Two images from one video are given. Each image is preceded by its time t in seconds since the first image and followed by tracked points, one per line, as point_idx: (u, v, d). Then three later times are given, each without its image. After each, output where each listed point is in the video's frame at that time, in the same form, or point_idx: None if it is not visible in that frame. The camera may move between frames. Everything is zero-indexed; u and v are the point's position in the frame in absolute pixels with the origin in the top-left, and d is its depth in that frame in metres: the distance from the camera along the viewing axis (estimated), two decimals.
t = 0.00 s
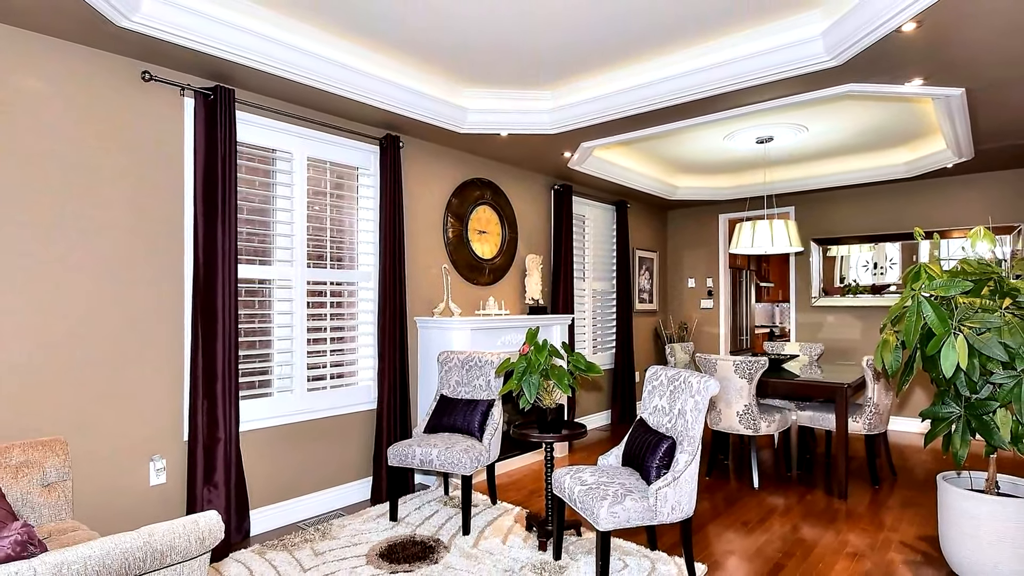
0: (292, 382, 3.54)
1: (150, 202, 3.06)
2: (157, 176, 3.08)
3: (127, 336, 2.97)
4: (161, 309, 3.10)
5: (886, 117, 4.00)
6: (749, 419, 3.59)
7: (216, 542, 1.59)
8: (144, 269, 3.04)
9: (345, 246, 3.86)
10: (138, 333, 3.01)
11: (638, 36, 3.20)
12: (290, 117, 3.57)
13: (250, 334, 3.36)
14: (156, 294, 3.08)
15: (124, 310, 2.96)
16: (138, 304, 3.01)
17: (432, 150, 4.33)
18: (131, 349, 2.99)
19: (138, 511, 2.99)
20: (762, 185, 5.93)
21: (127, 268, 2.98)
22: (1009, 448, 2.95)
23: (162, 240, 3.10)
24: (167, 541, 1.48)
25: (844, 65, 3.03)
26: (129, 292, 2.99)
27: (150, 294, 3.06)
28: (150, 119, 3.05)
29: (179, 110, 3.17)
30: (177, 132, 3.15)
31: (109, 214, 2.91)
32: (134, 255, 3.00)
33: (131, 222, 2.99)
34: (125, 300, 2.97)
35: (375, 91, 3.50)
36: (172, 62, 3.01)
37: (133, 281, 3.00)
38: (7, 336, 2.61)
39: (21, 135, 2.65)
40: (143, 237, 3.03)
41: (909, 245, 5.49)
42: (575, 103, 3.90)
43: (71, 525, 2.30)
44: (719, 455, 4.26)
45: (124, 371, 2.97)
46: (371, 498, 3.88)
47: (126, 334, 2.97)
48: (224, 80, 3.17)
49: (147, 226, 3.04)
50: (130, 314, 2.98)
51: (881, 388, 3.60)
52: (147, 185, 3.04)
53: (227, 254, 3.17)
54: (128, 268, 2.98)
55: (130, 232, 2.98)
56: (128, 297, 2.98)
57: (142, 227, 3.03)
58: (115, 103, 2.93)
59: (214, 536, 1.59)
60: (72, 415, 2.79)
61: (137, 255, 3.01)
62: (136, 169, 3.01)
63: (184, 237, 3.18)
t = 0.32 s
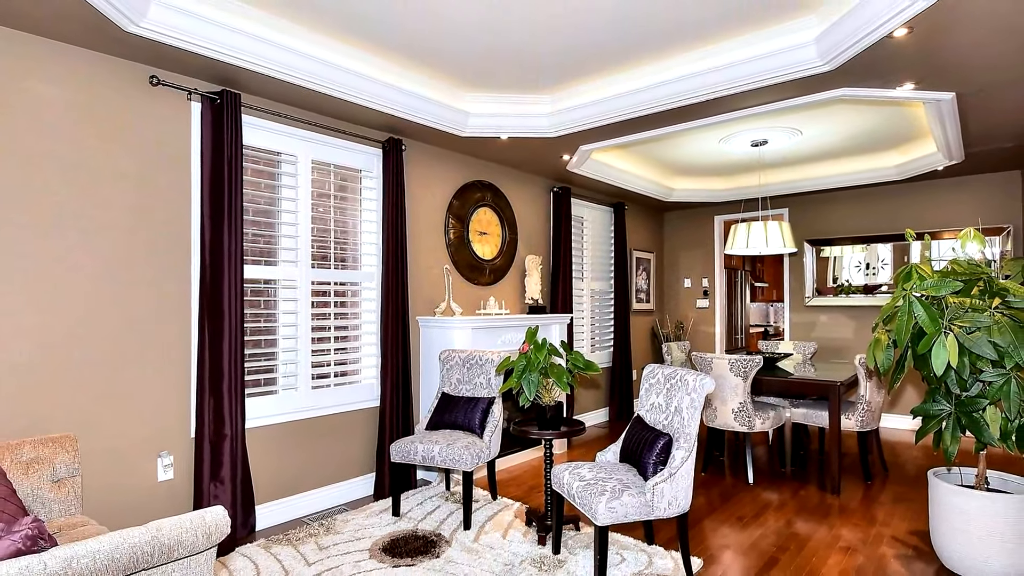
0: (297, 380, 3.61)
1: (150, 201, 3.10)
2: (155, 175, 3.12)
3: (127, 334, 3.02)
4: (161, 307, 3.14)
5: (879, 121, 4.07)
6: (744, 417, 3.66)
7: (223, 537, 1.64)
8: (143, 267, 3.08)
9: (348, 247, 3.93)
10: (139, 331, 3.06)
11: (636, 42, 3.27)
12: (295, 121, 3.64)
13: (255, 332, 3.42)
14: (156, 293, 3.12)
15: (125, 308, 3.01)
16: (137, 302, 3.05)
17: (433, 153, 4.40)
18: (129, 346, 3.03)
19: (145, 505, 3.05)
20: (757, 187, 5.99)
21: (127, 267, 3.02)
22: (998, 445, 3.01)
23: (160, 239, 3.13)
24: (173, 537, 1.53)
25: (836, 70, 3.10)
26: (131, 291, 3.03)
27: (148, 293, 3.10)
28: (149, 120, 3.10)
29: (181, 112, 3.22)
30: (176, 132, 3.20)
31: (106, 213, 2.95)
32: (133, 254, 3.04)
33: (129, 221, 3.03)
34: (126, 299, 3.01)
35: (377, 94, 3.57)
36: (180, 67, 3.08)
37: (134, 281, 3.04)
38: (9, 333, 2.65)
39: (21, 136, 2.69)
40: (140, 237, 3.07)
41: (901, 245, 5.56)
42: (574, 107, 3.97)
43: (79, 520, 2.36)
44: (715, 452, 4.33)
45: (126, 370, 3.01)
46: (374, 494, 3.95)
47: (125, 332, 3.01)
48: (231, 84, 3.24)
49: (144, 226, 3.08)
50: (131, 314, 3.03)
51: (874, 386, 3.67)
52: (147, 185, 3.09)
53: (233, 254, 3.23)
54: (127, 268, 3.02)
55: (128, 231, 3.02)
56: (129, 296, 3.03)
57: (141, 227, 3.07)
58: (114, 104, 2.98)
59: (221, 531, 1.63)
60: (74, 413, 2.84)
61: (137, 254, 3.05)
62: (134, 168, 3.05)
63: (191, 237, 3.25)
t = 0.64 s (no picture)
0: (301, 378, 3.68)
1: (151, 200, 3.13)
2: (154, 173, 3.14)
3: (127, 332, 3.04)
4: (161, 306, 3.17)
5: (873, 124, 4.13)
6: (739, 414, 3.73)
7: (229, 532, 1.70)
8: (143, 266, 3.11)
9: (352, 247, 4.00)
10: (140, 330, 3.09)
11: (634, 47, 3.33)
12: (299, 124, 3.71)
13: (261, 332, 3.49)
14: (156, 292, 3.15)
15: (124, 306, 3.03)
16: (137, 301, 3.08)
17: (433, 155, 4.46)
18: (130, 345, 3.05)
19: (151, 501, 3.11)
20: (752, 190, 6.06)
21: (128, 266, 3.05)
22: (989, 442, 3.07)
23: (159, 239, 3.16)
24: (181, 531, 1.59)
25: (830, 75, 3.16)
26: (132, 290, 3.06)
27: (148, 292, 3.12)
28: (149, 120, 3.13)
29: (183, 113, 3.26)
30: (176, 132, 3.23)
31: (105, 213, 2.97)
32: (134, 254, 3.07)
33: (127, 220, 3.05)
34: (127, 299, 3.04)
35: (379, 99, 3.64)
36: (187, 72, 3.15)
37: (136, 280, 3.07)
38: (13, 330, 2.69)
39: (22, 136, 2.72)
40: (140, 237, 3.09)
41: (894, 246, 5.63)
42: (573, 111, 4.04)
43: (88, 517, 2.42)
44: (711, 449, 4.40)
45: (126, 369, 3.04)
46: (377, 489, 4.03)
47: (125, 331, 3.03)
48: (236, 89, 3.31)
49: (142, 225, 3.10)
50: (131, 313, 3.06)
51: (867, 384, 3.74)
52: (147, 184, 3.11)
53: (239, 254, 3.30)
54: (128, 267, 3.05)
55: (126, 231, 3.05)
56: (130, 295, 3.06)
57: (140, 227, 3.09)
58: (114, 104, 3.00)
59: (227, 527, 1.70)
60: (77, 411, 2.87)
61: (138, 253, 3.09)
62: (134, 168, 3.08)
63: (197, 238, 3.31)
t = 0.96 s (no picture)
0: (304, 377, 3.74)
1: (151, 201, 3.16)
2: (154, 174, 3.17)
3: (127, 332, 3.07)
4: (161, 305, 3.20)
5: (867, 127, 4.20)
6: (735, 412, 3.79)
7: (233, 528, 1.74)
8: (142, 266, 3.13)
9: (354, 248, 4.06)
10: (142, 330, 3.13)
11: (633, 51, 3.39)
12: (303, 128, 3.78)
13: (265, 331, 3.55)
14: (156, 292, 3.18)
15: (124, 306, 3.06)
16: (137, 301, 3.11)
17: (434, 157, 4.51)
18: (130, 345, 3.08)
19: (157, 497, 3.16)
20: (748, 192, 6.12)
21: (129, 266, 3.08)
22: (980, 439, 3.12)
23: (159, 239, 3.19)
24: (186, 527, 1.63)
25: (824, 79, 3.22)
26: (133, 290, 3.09)
27: (148, 292, 3.15)
28: (149, 120, 3.16)
29: (184, 115, 3.30)
30: (175, 132, 3.26)
31: (106, 213, 3.00)
32: (135, 253, 3.10)
33: (127, 220, 3.07)
34: (127, 298, 3.07)
35: (382, 103, 3.71)
36: (193, 77, 3.22)
37: (136, 280, 3.10)
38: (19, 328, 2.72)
39: (22, 137, 2.73)
40: (140, 237, 3.12)
41: (888, 247, 5.70)
42: (571, 114, 4.11)
43: (96, 512, 2.47)
44: (707, 447, 4.47)
45: (126, 369, 3.07)
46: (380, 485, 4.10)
47: (125, 330, 3.06)
48: (241, 92, 3.37)
49: (142, 225, 3.13)
50: (132, 312, 3.09)
51: (860, 382, 3.80)
52: (146, 184, 3.14)
53: (244, 255, 3.36)
54: (128, 267, 3.07)
55: (126, 231, 3.07)
56: (130, 295, 3.09)
57: (140, 227, 3.12)
58: (114, 104, 3.03)
59: (232, 522, 1.74)
60: (79, 410, 2.90)
61: (138, 253, 3.11)
62: (133, 168, 3.10)
63: (203, 239, 3.37)
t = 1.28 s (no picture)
0: (308, 375, 3.80)
1: (151, 201, 3.20)
2: (154, 174, 3.20)
3: (128, 330, 3.11)
4: (161, 305, 3.23)
5: (863, 130, 4.26)
6: (731, 410, 3.85)
7: (238, 523, 1.79)
8: (141, 265, 3.17)
9: (357, 249, 4.13)
10: (146, 329, 3.18)
11: (631, 55, 3.44)
12: (308, 130, 3.84)
13: (269, 330, 3.61)
14: (156, 291, 3.21)
15: (125, 305, 3.09)
16: (138, 301, 3.14)
17: (434, 159, 4.57)
18: (131, 343, 3.12)
19: (162, 493, 3.21)
20: (744, 194, 6.17)
21: (128, 266, 3.11)
22: (972, 437, 3.16)
23: (160, 239, 3.23)
24: (191, 524, 1.67)
25: (819, 82, 3.28)
26: (133, 290, 3.13)
27: (147, 291, 3.18)
28: (150, 121, 3.19)
29: (185, 116, 3.34)
30: (176, 133, 3.30)
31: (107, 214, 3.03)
32: (135, 253, 3.13)
33: (126, 220, 3.10)
34: (127, 298, 3.11)
35: (384, 105, 3.77)
36: (198, 81, 3.27)
37: (138, 280, 3.15)
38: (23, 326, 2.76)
39: (23, 137, 2.77)
40: (139, 236, 3.15)
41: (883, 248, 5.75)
42: (571, 117, 4.17)
43: (102, 509, 2.52)
44: (705, 444, 4.52)
45: (127, 368, 3.11)
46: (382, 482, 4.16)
47: (125, 329, 3.09)
48: (246, 96, 3.42)
49: (142, 225, 3.16)
50: (132, 311, 3.12)
51: (855, 381, 3.86)
52: (146, 184, 3.17)
53: (248, 256, 3.41)
54: (128, 267, 3.11)
55: (125, 231, 3.10)
56: (131, 295, 3.12)
57: (141, 227, 3.16)
58: (117, 105, 3.07)
59: (236, 518, 1.78)
60: (83, 407, 2.94)
61: (138, 252, 3.15)
62: (132, 168, 3.13)
63: (208, 240, 3.43)
